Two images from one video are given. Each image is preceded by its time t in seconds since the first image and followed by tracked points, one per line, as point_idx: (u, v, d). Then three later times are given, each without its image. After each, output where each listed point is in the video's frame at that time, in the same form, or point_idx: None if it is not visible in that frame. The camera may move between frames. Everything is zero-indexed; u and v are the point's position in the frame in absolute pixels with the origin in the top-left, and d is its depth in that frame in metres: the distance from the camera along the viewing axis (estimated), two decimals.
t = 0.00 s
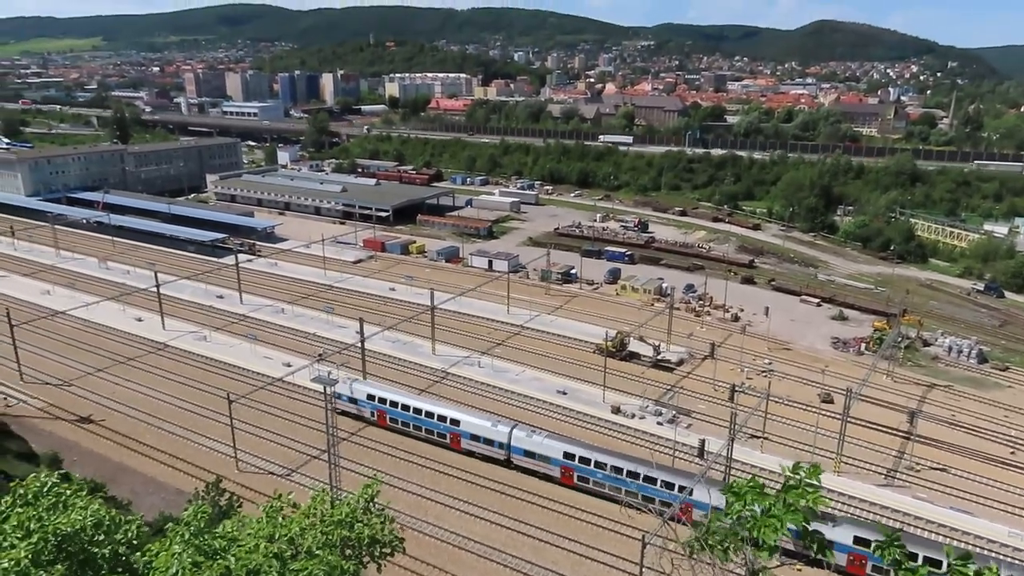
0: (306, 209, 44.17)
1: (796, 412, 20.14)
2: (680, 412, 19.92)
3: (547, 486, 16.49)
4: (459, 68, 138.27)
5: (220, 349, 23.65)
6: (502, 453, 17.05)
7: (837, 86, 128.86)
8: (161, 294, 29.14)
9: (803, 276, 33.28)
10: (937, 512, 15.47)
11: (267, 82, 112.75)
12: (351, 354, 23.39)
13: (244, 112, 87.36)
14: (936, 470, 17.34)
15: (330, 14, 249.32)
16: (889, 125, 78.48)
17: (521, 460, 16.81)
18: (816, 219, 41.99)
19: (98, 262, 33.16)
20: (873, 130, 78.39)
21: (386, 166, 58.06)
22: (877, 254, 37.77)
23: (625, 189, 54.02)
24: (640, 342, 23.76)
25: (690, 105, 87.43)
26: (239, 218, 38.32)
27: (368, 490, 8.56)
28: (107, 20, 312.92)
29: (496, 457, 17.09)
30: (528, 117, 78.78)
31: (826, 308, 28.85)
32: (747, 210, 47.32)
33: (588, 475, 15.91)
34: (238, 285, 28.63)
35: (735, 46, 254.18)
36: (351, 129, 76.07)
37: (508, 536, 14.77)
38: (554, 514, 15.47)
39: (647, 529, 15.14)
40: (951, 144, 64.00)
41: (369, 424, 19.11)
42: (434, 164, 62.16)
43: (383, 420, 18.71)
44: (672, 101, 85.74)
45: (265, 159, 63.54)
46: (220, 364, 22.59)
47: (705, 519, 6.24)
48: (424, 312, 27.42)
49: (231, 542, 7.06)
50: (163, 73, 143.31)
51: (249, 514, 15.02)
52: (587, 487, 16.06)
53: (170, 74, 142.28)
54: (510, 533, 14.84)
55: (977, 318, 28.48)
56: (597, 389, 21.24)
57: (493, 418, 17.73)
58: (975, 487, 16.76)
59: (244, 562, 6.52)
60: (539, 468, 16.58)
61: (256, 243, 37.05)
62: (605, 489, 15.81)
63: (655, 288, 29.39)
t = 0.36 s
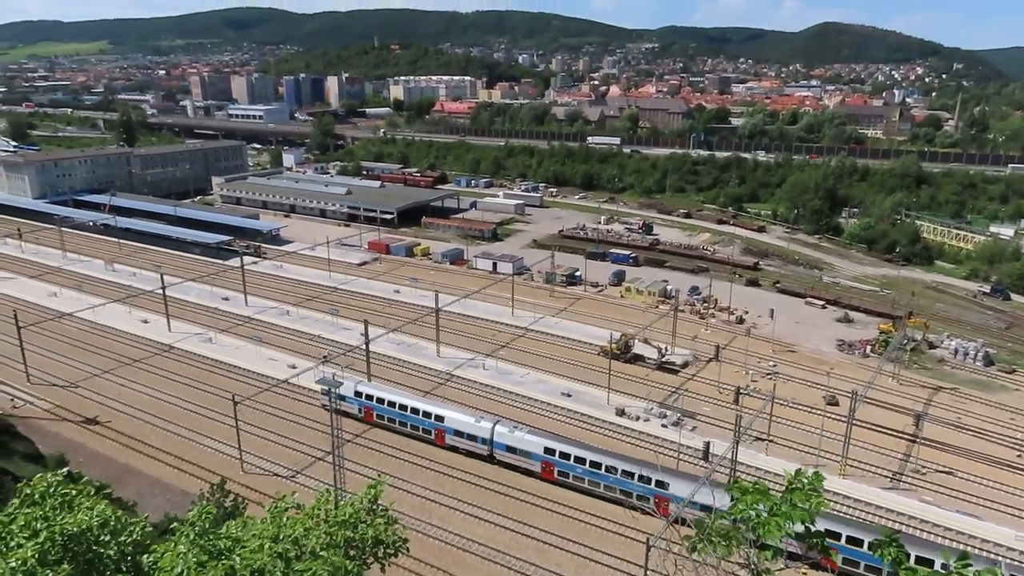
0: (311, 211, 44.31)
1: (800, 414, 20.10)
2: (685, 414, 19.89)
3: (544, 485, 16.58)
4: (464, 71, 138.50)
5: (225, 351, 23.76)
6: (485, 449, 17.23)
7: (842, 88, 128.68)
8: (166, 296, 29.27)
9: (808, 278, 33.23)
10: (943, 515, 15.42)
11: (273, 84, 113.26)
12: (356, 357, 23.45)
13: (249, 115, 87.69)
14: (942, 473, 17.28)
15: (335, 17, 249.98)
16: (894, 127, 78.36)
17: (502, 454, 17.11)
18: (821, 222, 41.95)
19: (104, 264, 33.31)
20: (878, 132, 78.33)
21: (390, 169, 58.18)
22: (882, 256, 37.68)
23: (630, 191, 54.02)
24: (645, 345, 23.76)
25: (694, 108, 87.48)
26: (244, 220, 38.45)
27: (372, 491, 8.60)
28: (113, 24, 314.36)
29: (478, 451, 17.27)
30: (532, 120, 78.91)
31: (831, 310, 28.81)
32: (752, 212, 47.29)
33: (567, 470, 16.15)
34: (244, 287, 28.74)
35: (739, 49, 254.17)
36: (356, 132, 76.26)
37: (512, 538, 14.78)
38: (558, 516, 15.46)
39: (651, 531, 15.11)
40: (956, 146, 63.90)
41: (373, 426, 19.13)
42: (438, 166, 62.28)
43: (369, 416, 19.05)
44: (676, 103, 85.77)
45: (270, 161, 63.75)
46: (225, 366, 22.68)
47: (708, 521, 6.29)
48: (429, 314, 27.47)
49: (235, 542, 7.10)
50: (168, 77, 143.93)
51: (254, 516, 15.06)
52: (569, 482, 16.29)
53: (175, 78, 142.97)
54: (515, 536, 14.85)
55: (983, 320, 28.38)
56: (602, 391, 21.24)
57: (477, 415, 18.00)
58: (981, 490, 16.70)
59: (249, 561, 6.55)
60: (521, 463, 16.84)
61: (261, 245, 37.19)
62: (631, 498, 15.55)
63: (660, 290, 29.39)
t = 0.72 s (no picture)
0: (319, 215, 44.48)
1: (808, 420, 20.00)
2: (692, 419, 19.81)
3: (551, 490, 16.56)
4: (472, 74, 138.73)
5: (234, 353, 23.88)
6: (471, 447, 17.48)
7: (851, 92, 128.19)
8: (176, 299, 29.45)
9: (816, 282, 33.11)
10: (953, 522, 15.27)
11: (282, 89, 113.94)
12: (363, 360, 23.52)
13: (258, 118, 88.17)
14: (952, 480, 17.14)
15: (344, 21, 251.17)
16: (904, 132, 77.98)
17: (488, 452, 17.34)
18: (829, 226, 41.82)
19: (114, 267, 33.54)
20: (887, 136, 77.99)
21: (399, 173, 58.34)
22: (892, 261, 37.48)
23: (638, 196, 53.94)
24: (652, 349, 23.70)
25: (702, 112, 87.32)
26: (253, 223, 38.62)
27: (379, 493, 8.58)
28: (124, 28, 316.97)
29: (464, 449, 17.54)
30: (540, 124, 78.98)
31: (840, 315, 28.68)
32: (760, 216, 47.16)
33: (550, 466, 16.39)
34: (252, 290, 28.88)
35: (748, 53, 253.79)
36: (364, 136, 76.51)
37: (519, 542, 14.75)
38: (565, 521, 15.42)
39: (658, 536, 15.05)
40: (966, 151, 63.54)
41: (379, 429, 19.16)
42: (446, 170, 62.41)
43: (360, 414, 19.34)
44: (684, 107, 85.62)
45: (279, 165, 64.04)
46: (233, 368, 22.78)
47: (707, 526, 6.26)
48: (436, 318, 27.51)
49: (242, 543, 7.13)
50: (178, 81, 144.97)
51: (261, 518, 15.10)
52: (550, 479, 16.57)
53: (186, 82, 144.02)
54: (521, 540, 14.82)
55: (994, 326, 28.19)
56: (609, 396, 21.20)
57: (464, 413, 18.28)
58: (992, 497, 16.55)
59: (255, 562, 6.59)
60: (507, 461, 17.09)
61: (270, 248, 37.37)
62: (614, 495, 15.77)
63: (668, 294, 29.35)
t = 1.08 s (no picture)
0: (337, 217, 44.80)
1: (827, 425, 19.79)
2: (709, 424, 19.69)
3: (566, 493, 16.54)
4: (489, 77, 139.04)
5: (252, 354, 24.14)
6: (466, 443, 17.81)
7: (872, 94, 126.84)
8: (195, 300, 29.81)
9: (836, 286, 32.77)
10: (976, 531, 15.01)
11: (300, 92, 115.07)
12: (380, 362, 23.66)
13: (277, 122, 89.01)
14: (975, 488, 16.86)
15: (362, 25, 252.90)
16: (926, 134, 77.00)
17: (483, 448, 17.67)
18: (849, 229, 41.40)
19: (135, 268, 34.00)
20: (908, 139, 77.10)
21: (416, 175, 58.59)
22: (913, 265, 36.99)
23: (655, 199, 53.72)
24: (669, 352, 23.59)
25: (720, 114, 86.78)
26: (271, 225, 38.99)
27: (394, 494, 8.60)
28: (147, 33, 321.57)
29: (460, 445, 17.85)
30: (557, 126, 78.95)
31: (860, 319, 28.36)
32: (778, 219, 46.80)
33: (543, 463, 16.72)
34: (270, 292, 29.16)
35: (766, 54, 252.02)
36: (382, 138, 76.93)
37: (533, 546, 14.73)
38: (580, 525, 15.38)
39: (674, 540, 14.94)
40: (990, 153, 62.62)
41: (395, 432, 19.25)
42: (463, 173, 62.58)
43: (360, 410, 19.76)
44: (702, 109, 85.13)
45: (297, 167, 64.58)
46: (252, 369, 23.00)
47: (725, 531, 6.19)
48: (452, 320, 27.58)
49: (259, 542, 7.20)
50: (199, 84, 146.71)
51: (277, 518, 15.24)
52: (544, 474, 16.87)
53: (206, 85, 145.79)
54: (537, 543, 14.80)
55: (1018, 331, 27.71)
56: (626, 400, 21.12)
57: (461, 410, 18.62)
58: (1015, 505, 16.25)
59: (272, 561, 6.64)
60: (501, 457, 17.42)
61: (288, 250, 37.71)
62: (604, 491, 16.02)
63: (685, 297, 29.21)
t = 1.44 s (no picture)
0: (359, 219, 45.17)
1: (850, 431, 19.52)
2: (730, 428, 19.51)
3: (583, 496, 16.50)
4: (511, 80, 139.26)
5: (274, 354, 24.40)
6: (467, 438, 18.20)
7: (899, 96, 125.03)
8: (219, 300, 30.25)
9: (860, 290, 32.33)
10: (1003, 540, 14.71)
11: (324, 95, 116.16)
12: (400, 363, 23.83)
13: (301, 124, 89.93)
14: (1004, 497, 16.51)
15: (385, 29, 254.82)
16: (954, 136, 75.73)
17: (483, 444, 18.03)
18: (874, 233, 40.89)
19: (162, 269, 34.57)
20: (936, 141, 75.90)
21: (437, 178, 58.87)
22: (940, 269, 36.37)
23: (676, 201, 53.40)
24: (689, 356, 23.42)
25: (744, 116, 86.09)
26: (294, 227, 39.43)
27: (412, 494, 8.64)
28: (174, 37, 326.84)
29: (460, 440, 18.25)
30: (578, 129, 78.87)
31: (885, 324, 27.94)
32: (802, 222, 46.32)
33: (541, 458, 16.98)
34: (293, 293, 29.48)
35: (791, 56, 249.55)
36: (404, 141, 77.35)
37: (551, 548, 14.71)
38: (598, 528, 15.33)
39: (693, 544, 14.82)
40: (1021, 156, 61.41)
41: (413, 433, 19.34)
42: (484, 176, 62.75)
43: (365, 405, 20.31)
44: (725, 111, 84.50)
45: (320, 170, 65.18)
46: (274, 369, 23.24)
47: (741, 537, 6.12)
48: (472, 322, 27.67)
49: (278, 540, 7.29)
50: (225, 87, 148.73)
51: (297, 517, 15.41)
52: (541, 469, 17.15)
53: (232, 88, 147.76)
54: (555, 546, 14.78)
55: None
56: (646, 404, 20.99)
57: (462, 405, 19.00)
58: None
59: (291, 560, 6.69)
60: (500, 452, 17.74)
61: (310, 252, 38.11)
62: (600, 487, 16.29)
63: (706, 301, 29.01)
